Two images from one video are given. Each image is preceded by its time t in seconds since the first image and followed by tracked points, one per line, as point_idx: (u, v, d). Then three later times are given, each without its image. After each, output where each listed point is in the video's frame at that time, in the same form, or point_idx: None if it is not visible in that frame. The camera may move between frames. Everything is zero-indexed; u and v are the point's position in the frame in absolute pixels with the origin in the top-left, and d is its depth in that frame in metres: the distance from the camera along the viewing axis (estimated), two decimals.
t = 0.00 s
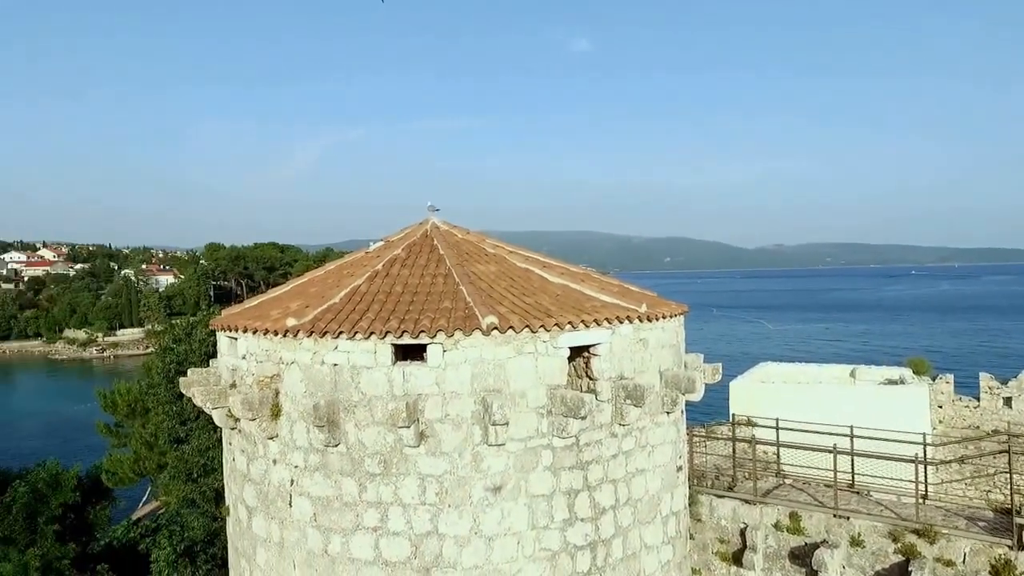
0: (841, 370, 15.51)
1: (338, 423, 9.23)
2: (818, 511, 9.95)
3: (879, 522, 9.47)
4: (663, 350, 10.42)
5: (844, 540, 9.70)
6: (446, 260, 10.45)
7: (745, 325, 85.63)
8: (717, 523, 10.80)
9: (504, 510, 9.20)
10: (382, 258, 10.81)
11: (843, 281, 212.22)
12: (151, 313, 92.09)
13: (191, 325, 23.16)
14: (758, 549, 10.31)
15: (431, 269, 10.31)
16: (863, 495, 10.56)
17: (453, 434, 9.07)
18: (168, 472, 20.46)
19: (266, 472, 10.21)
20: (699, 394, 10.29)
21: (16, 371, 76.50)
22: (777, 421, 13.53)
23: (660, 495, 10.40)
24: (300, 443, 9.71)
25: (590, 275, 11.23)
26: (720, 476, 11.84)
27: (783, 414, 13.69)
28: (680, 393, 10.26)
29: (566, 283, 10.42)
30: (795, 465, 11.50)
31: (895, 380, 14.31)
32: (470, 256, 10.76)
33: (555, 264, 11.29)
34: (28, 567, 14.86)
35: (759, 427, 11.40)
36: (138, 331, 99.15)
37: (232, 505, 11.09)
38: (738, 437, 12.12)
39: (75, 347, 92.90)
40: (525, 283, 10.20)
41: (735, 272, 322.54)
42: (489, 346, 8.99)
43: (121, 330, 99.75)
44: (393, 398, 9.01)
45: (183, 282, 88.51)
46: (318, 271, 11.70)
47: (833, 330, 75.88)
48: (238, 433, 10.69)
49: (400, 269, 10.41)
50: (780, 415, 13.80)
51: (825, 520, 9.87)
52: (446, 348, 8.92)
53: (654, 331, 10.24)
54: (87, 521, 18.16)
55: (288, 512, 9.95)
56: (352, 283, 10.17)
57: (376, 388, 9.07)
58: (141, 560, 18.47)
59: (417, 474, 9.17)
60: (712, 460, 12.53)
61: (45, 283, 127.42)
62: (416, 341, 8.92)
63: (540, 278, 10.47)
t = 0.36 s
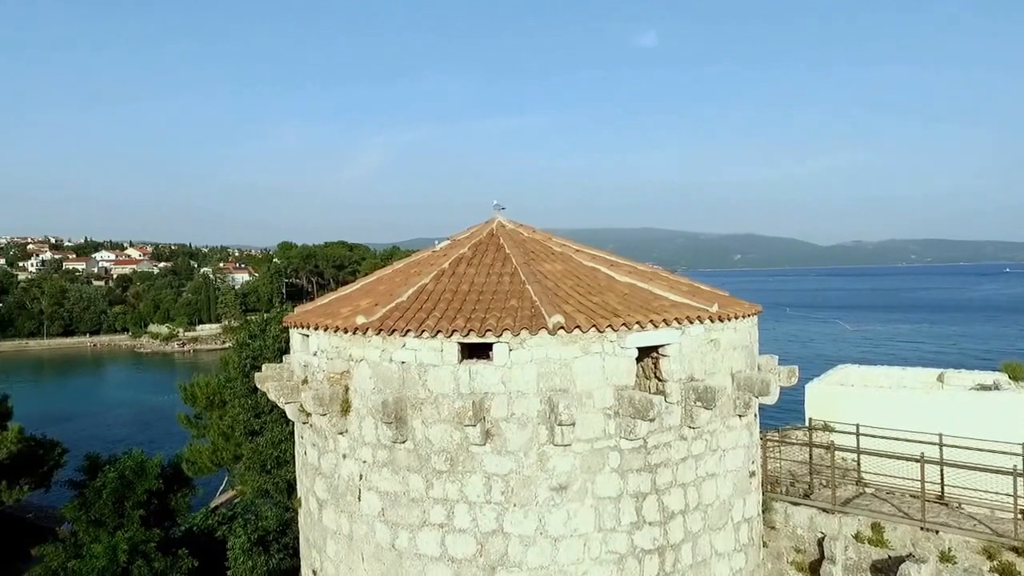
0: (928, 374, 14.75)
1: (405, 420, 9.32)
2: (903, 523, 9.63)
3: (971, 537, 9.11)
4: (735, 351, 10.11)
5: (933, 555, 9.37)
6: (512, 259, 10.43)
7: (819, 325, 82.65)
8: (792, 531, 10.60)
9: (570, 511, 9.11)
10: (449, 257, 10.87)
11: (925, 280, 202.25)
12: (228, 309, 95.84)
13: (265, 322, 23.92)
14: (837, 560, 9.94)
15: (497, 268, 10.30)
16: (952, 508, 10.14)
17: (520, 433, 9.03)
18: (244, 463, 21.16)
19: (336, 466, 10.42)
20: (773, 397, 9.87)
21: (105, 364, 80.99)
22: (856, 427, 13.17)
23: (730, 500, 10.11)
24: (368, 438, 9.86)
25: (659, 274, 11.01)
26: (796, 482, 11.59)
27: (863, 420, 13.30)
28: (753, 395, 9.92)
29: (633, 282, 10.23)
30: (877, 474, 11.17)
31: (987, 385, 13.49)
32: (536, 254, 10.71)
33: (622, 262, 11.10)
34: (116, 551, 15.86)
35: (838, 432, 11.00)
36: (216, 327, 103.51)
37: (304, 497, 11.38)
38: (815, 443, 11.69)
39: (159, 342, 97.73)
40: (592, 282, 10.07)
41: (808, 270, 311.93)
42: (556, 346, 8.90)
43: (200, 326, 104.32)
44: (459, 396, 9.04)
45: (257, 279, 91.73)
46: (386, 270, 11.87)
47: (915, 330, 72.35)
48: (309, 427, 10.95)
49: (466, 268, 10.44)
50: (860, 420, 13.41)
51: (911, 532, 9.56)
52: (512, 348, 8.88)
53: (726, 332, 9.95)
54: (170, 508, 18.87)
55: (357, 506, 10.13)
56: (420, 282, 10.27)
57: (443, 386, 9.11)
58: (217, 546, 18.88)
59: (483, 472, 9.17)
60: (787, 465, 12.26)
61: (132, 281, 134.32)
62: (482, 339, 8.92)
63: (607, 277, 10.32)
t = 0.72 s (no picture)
0: None
1: (470, 419, 9.32)
2: (998, 539, 9.11)
3: None
4: (812, 354, 9.71)
5: None
6: (578, 257, 10.29)
7: (900, 326, 78.82)
8: (874, 542, 10.23)
9: (637, 515, 8.91)
10: (514, 256, 10.82)
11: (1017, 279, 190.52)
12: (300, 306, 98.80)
13: (335, 319, 24.49)
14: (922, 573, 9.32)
15: (563, 266, 10.18)
16: None
17: (586, 435, 8.89)
18: (313, 457, 21.64)
19: (402, 463, 10.51)
20: (854, 402, 9.30)
21: (186, 358, 84.90)
22: (943, 434, 12.53)
23: (806, 508, 9.70)
24: (434, 436, 9.90)
25: (730, 273, 10.65)
26: (878, 491, 11.20)
27: (951, 428, 12.64)
28: (832, 400, 9.46)
29: (704, 281, 9.94)
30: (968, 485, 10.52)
31: None
32: (602, 253, 10.53)
33: (692, 261, 10.79)
34: (195, 536, 16.61)
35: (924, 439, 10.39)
36: (289, 323, 107.07)
37: (370, 492, 11.54)
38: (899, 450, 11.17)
39: (235, 337, 101.82)
40: (660, 281, 9.83)
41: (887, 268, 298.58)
42: (623, 346, 8.72)
43: (274, 322, 108.10)
44: (524, 396, 8.97)
45: (327, 277, 94.18)
46: (451, 268, 11.91)
47: (1006, 333, 68.18)
48: (376, 424, 11.09)
49: (532, 267, 10.37)
50: (947, 428, 12.76)
51: (1006, 549, 9.03)
52: (578, 347, 8.75)
53: (803, 333, 9.56)
54: (243, 496, 19.51)
55: (422, 503, 10.19)
56: (485, 281, 10.24)
57: (508, 385, 9.06)
58: (286, 535, 19.47)
59: (548, 472, 9.07)
60: (868, 472, 11.81)
61: (210, 279, 140.24)
62: (547, 339, 8.81)
63: (676, 276, 10.04)
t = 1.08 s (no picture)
0: None
1: (533, 419, 9.18)
2: None
3: None
4: (896, 357, 9.17)
5: None
6: (644, 255, 10.01)
7: (990, 328, 74.24)
8: (965, 560, 9.63)
9: (705, 522, 8.59)
10: (578, 254, 10.61)
11: None
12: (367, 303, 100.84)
13: (400, 316, 24.83)
14: None
15: (628, 265, 9.92)
16: None
17: (651, 437, 8.62)
18: (379, 452, 21.94)
19: (464, 462, 10.46)
20: (942, 409, 8.74)
21: (259, 353, 88.00)
22: None
23: (889, 520, 9.16)
24: (496, 435, 9.80)
25: (806, 272, 10.15)
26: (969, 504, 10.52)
27: None
28: (917, 406, 8.88)
29: (777, 279, 9.50)
30: None
31: None
32: (669, 251, 10.22)
33: (764, 258, 10.34)
34: (265, 527, 17.16)
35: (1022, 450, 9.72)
36: (356, 320, 109.70)
37: (434, 489, 11.55)
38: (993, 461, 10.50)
39: (306, 333, 104.98)
40: (730, 280, 9.45)
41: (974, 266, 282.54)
42: (691, 347, 8.40)
43: (342, 319, 110.94)
44: (588, 397, 8.77)
45: (394, 275, 95.75)
46: (515, 266, 11.80)
47: None
48: (439, 422, 11.09)
49: (596, 265, 10.14)
50: None
51: None
52: (643, 348, 8.49)
53: (885, 335, 9.03)
54: (313, 488, 19.77)
55: (484, 502, 10.13)
56: (548, 279, 10.09)
57: (570, 386, 8.87)
58: (353, 528, 20.03)
59: (611, 475, 8.84)
60: (957, 484, 11.13)
61: (282, 276, 144.93)
62: (611, 339, 8.59)
63: (747, 275, 9.64)
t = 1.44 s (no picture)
0: None
1: (595, 421, 8.96)
2: None
3: None
4: (989, 362, 8.52)
5: None
6: (712, 253, 9.63)
7: None
8: None
9: (777, 532, 8.19)
10: (643, 252, 10.31)
11: None
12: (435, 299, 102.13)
13: (464, 314, 24.94)
14: None
15: (695, 263, 9.57)
16: None
17: (719, 442, 8.27)
18: (443, 449, 22.05)
19: (525, 462, 10.33)
20: None
21: (330, 348, 90.25)
22: None
23: (980, 537, 8.52)
24: (557, 436, 9.61)
25: (888, 270, 9.55)
26: None
27: None
28: (1013, 416, 8.23)
29: (856, 278, 8.96)
30: None
31: None
32: (740, 248, 9.80)
33: (842, 256, 9.79)
34: (332, 520, 17.64)
35: None
36: (424, 317, 111.36)
37: (495, 488, 11.47)
38: None
39: (375, 329, 107.23)
40: (805, 279, 8.98)
41: None
42: (761, 349, 8.01)
43: (410, 316, 112.79)
44: (652, 399, 8.49)
45: (461, 272, 96.59)
46: (578, 264, 11.57)
47: None
48: (501, 421, 11.00)
49: (662, 263, 9.83)
50: None
51: None
52: (711, 349, 8.16)
53: (977, 338, 8.40)
54: (379, 484, 20.12)
55: (546, 503, 9.96)
56: (611, 278, 9.84)
57: (634, 387, 8.61)
58: (417, 525, 20.41)
59: (676, 480, 8.53)
60: None
61: (352, 274, 148.42)
62: (677, 340, 8.29)
63: (824, 274, 9.14)
